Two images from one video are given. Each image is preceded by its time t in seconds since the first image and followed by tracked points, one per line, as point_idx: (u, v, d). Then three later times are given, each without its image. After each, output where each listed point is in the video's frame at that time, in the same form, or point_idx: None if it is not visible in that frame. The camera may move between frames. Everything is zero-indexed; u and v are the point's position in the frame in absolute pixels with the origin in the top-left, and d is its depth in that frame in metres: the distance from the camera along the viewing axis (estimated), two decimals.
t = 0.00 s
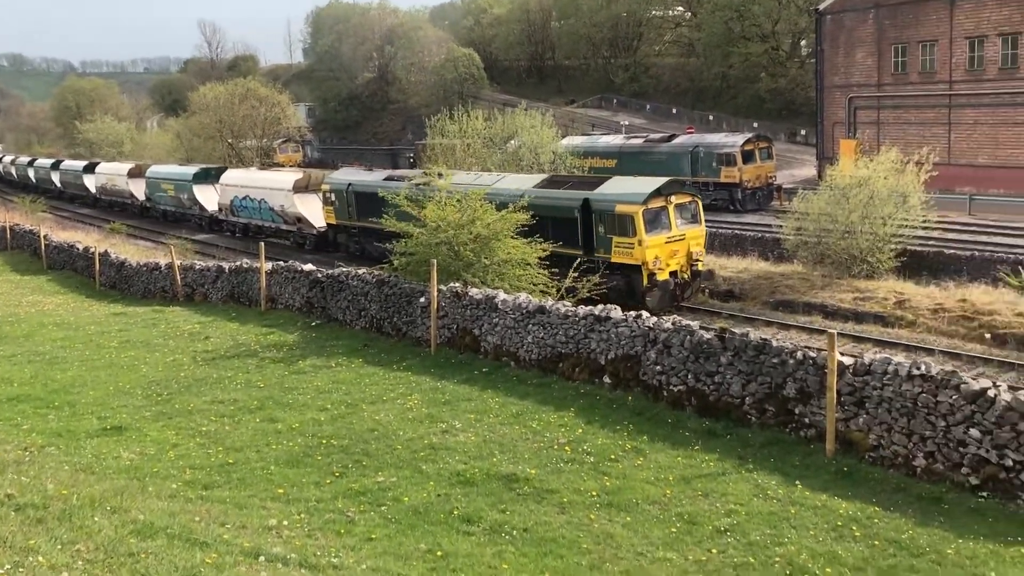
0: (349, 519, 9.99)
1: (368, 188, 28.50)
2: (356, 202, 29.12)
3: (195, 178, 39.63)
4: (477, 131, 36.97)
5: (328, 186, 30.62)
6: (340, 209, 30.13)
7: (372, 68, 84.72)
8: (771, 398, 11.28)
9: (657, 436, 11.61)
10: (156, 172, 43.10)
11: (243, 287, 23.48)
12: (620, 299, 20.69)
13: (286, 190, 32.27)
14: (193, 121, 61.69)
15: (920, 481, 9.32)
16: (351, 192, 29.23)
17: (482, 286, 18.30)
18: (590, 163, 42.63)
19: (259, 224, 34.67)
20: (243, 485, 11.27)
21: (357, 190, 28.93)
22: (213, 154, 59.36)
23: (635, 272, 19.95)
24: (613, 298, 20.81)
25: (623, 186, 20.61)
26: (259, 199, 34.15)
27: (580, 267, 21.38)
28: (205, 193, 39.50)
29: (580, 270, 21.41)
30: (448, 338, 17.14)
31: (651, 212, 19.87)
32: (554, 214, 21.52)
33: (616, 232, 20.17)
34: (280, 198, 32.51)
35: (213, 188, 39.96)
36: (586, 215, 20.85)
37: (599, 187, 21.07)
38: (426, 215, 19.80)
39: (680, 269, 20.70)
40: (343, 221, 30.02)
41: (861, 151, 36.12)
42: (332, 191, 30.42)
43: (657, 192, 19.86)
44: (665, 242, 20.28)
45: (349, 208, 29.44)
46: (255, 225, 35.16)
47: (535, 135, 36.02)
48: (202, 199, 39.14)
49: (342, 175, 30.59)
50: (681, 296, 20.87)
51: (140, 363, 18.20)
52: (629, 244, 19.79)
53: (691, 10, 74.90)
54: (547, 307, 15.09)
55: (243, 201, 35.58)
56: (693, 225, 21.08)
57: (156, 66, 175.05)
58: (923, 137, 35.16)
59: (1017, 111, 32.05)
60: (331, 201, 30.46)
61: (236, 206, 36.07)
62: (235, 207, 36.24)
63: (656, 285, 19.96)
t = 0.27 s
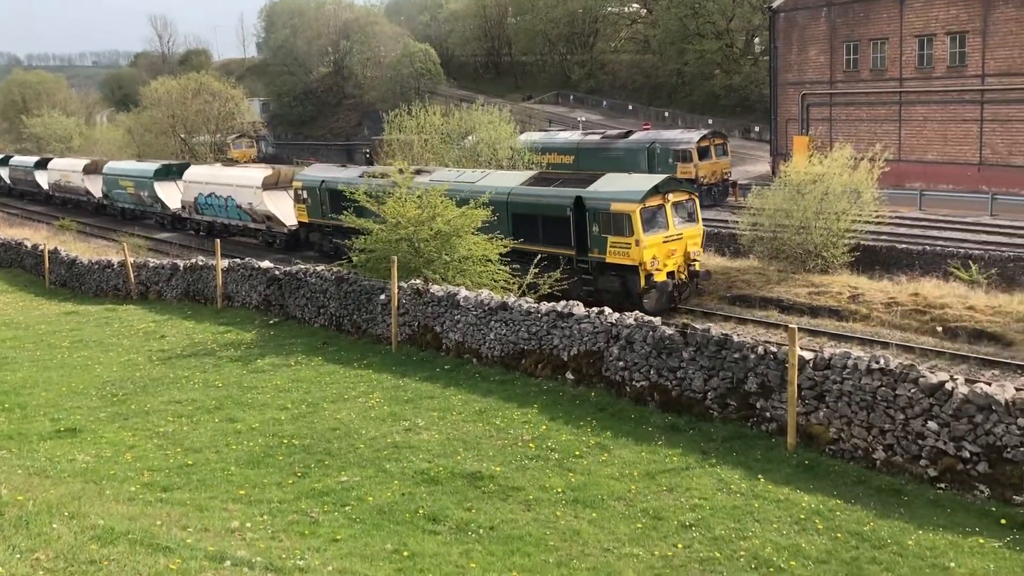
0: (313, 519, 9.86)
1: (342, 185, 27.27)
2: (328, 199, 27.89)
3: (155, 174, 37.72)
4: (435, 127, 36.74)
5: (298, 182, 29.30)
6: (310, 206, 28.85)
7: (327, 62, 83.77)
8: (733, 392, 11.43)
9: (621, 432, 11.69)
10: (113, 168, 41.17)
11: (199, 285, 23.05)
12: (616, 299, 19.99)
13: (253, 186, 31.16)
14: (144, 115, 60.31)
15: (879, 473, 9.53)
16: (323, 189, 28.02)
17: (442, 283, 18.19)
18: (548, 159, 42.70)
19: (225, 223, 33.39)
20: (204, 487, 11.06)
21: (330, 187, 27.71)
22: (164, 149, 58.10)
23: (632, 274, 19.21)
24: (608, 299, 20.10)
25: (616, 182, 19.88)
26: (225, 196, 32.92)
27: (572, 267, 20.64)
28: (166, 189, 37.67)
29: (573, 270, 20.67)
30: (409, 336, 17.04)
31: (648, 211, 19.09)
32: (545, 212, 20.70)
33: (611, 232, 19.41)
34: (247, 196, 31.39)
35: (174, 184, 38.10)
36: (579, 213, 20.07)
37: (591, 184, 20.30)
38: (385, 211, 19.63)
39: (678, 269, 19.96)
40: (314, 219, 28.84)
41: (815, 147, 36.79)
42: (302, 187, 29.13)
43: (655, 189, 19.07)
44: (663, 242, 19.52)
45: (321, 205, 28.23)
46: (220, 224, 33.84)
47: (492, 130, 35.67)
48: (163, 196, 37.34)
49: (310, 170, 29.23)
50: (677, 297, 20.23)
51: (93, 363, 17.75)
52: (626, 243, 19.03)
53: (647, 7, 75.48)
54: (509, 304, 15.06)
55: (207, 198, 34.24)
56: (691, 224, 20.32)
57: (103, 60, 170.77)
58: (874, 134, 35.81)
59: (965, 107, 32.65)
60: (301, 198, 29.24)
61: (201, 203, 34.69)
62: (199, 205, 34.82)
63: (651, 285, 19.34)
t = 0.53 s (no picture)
0: (291, 519, 9.77)
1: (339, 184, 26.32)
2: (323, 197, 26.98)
3: (139, 169, 36.41)
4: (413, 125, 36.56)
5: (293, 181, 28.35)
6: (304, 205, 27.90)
7: (304, 59, 83.17)
8: (712, 392, 11.50)
9: (601, 432, 11.71)
10: (94, 164, 39.82)
11: (174, 281, 22.78)
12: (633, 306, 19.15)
13: (243, 184, 30.14)
14: (117, 110, 59.48)
15: (858, 473, 9.64)
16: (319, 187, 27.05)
17: (421, 282, 18.09)
18: (526, 158, 42.70)
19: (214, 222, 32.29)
20: (180, 486, 10.92)
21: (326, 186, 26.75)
22: (138, 145, 57.33)
23: (651, 279, 18.48)
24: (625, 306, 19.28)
25: (634, 183, 19.13)
26: (214, 193, 31.83)
27: (588, 272, 19.82)
28: (150, 184, 36.30)
29: (589, 276, 19.85)
30: (388, 334, 16.96)
31: (668, 214, 18.36)
32: (557, 214, 19.92)
33: (629, 235, 18.67)
34: (238, 194, 30.36)
35: (159, 180, 36.76)
36: (594, 215, 19.31)
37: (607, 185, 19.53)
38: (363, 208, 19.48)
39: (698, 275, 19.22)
40: (309, 218, 27.93)
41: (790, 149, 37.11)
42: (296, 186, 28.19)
43: (675, 191, 18.34)
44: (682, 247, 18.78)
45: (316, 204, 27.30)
46: (208, 222, 32.74)
47: (469, 129, 35.55)
48: (147, 192, 35.98)
49: (304, 169, 28.31)
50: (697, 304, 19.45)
51: (66, 360, 17.47)
52: (644, 247, 18.30)
53: (624, 8, 75.78)
54: (488, 302, 15.03)
55: (195, 195, 33.11)
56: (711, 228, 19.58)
57: (75, 54, 168.20)
58: (849, 137, 36.16)
59: (939, 111, 33.08)
60: (295, 197, 28.31)
61: (188, 201, 33.53)
62: (186, 202, 33.66)
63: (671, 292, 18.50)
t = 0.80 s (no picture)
0: (271, 519, 9.65)
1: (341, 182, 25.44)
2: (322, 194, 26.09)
3: (129, 165, 35.52)
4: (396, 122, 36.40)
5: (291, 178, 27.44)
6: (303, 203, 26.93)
7: (287, 55, 82.65)
8: (696, 395, 11.50)
9: (585, 433, 11.68)
10: (82, 158, 38.80)
11: (154, 277, 22.52)
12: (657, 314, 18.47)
13: (242, 181, 29.20)
14: (97, 104, 58.79)
15: (841, 478, 9.66)
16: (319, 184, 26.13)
17: (404, 280, 17.96)
18: (509, 158, 42.63)
19: (207, 219, 31.25)
20: (158, 484, 10.76)
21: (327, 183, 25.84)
22: (118, 139, 56.67)
23: (679, 288, 17.90)
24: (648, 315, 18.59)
25: (659, 187, 18.54)
26: (209, 190, 30.78)
27: (610, 278, 19.13)
28: (141, 181, 35.45)
29: (611, 283, 19.17)
30: (369, 333, 16.85)
31: (697, 221, 17.80)
32: (577, 218, 19.22)
33: (655, 242, 18.08)
34: (234, 191, 29.44)
35: (150, 176, 35.86)
36: (617, 220, 18.66)
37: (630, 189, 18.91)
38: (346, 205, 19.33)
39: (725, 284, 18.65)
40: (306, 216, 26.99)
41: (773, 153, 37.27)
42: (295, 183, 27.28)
43: (705, 197, 17.78)
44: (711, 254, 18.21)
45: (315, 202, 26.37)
46: (201, 219, 31.70)
47: (453, 128, 35.57)
48: (138, 189, 35.16)
49: (304, 167, 27.40)
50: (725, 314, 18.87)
51: (42, 355, 17.21)
52: (672, 255, 17.74)
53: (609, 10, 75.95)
54: (472, 302, 14.95)
55: (189, 192, 32.01)
56: (739, 235, 19.02)
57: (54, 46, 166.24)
58: (831, 142, 36.39)
59: (919, 118, 33.35)
60: (294, 195, 27.41)
61: (181, 198, 32.41)
62: (179, 199, 32.62)
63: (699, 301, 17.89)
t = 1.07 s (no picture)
0: (249, 521, 9.49)
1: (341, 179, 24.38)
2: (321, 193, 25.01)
3: (113, 161, 34.26)
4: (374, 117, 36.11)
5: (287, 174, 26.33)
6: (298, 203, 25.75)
7: (264, 49, 81.82)
8: (678, 394, 11.48)
9: (567, 432, 11.62)
10: (63, 153, 37.55)
11: (128, 273, 22.16)
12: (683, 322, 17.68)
13: (234, 178, 27.94)
14: (69, 97, 57.80)
15: (823, 477, 9.67)
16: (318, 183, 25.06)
17: (383, 278, 17.78)
18: (488, 154, 42.46)
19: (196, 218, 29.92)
20: (133, 486, 10.55)
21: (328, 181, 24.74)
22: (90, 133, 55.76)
23: (708, 294, 17.11)
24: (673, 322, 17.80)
25: (686, 187, 17.74)
26: (198, 187, 29.47)
27: (634, 284, 18.31)
28: (126, 178, 34.18)
29: (634, 288, 18.39)
30: (348, 331, 16.68)
31: (729, 223, 16.98)
32: (598, 220, 18.36)
33: (682, 245, 17.27)
34: (226, 189, 28.14)
35: (135, 173, 34.61)
36: (642, 222, 17.82)
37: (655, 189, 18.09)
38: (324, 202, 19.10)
39: (755, 289, 17.86)
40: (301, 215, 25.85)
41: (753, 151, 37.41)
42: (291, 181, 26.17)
43: (738, 199, 16.95)
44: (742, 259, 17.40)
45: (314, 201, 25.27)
46: (190, 217, 30.42)
47: (432, 123, 35.35)
48: (124, 186, 33.90)
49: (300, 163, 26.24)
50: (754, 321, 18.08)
51: (12, 353, 16.86)
52: (702, 259, 16.95)
53: (588, 6, 75.94)
54: (453, 300, 14.83)
55: (177, 189, 30.67)
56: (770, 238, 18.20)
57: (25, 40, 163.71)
58: (809, 140, 36.59)
59: (897, 116, 33.63)
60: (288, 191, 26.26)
61: (169, 194, 31.06)
62: (166, 196, 31.32)
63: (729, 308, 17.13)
